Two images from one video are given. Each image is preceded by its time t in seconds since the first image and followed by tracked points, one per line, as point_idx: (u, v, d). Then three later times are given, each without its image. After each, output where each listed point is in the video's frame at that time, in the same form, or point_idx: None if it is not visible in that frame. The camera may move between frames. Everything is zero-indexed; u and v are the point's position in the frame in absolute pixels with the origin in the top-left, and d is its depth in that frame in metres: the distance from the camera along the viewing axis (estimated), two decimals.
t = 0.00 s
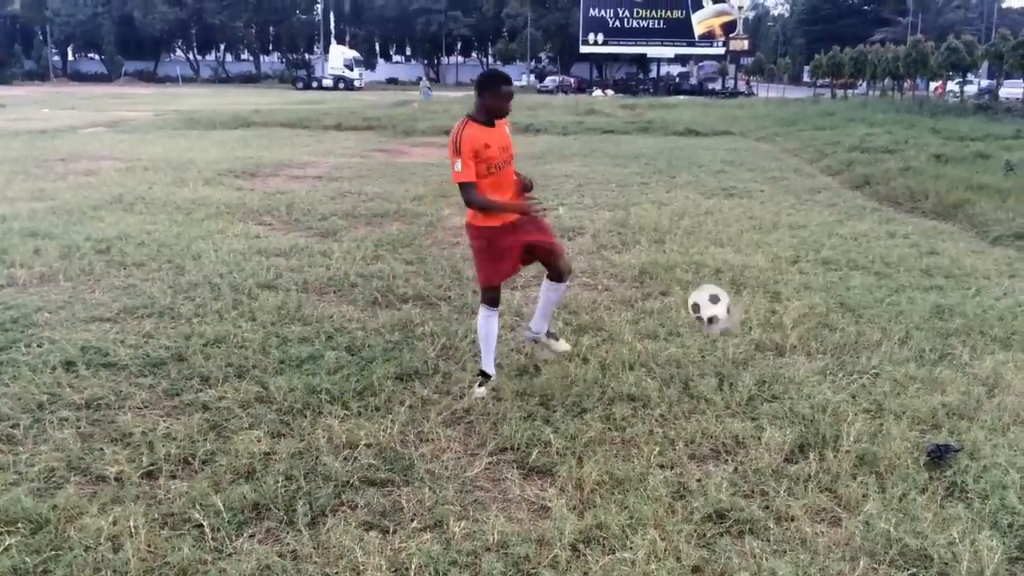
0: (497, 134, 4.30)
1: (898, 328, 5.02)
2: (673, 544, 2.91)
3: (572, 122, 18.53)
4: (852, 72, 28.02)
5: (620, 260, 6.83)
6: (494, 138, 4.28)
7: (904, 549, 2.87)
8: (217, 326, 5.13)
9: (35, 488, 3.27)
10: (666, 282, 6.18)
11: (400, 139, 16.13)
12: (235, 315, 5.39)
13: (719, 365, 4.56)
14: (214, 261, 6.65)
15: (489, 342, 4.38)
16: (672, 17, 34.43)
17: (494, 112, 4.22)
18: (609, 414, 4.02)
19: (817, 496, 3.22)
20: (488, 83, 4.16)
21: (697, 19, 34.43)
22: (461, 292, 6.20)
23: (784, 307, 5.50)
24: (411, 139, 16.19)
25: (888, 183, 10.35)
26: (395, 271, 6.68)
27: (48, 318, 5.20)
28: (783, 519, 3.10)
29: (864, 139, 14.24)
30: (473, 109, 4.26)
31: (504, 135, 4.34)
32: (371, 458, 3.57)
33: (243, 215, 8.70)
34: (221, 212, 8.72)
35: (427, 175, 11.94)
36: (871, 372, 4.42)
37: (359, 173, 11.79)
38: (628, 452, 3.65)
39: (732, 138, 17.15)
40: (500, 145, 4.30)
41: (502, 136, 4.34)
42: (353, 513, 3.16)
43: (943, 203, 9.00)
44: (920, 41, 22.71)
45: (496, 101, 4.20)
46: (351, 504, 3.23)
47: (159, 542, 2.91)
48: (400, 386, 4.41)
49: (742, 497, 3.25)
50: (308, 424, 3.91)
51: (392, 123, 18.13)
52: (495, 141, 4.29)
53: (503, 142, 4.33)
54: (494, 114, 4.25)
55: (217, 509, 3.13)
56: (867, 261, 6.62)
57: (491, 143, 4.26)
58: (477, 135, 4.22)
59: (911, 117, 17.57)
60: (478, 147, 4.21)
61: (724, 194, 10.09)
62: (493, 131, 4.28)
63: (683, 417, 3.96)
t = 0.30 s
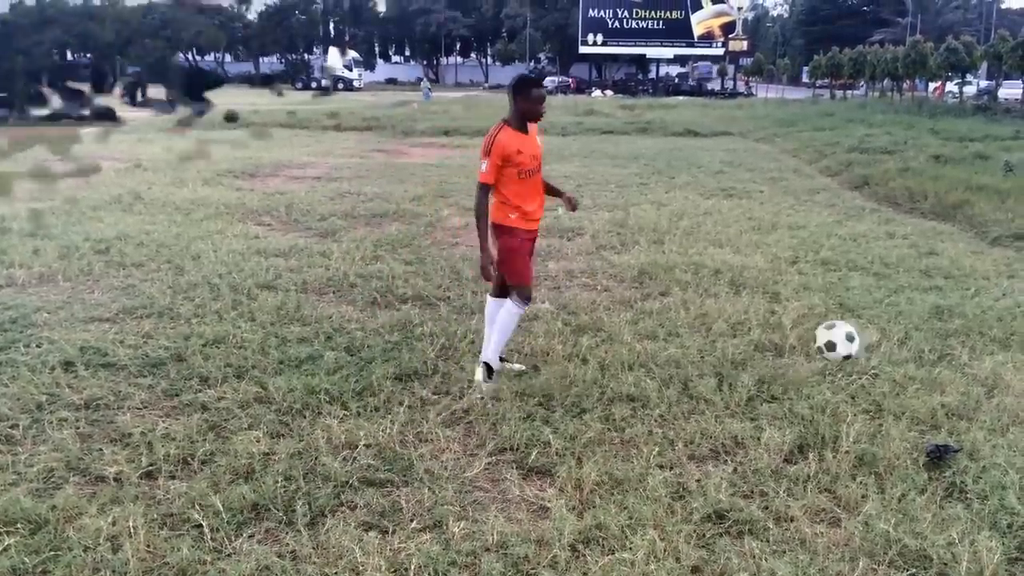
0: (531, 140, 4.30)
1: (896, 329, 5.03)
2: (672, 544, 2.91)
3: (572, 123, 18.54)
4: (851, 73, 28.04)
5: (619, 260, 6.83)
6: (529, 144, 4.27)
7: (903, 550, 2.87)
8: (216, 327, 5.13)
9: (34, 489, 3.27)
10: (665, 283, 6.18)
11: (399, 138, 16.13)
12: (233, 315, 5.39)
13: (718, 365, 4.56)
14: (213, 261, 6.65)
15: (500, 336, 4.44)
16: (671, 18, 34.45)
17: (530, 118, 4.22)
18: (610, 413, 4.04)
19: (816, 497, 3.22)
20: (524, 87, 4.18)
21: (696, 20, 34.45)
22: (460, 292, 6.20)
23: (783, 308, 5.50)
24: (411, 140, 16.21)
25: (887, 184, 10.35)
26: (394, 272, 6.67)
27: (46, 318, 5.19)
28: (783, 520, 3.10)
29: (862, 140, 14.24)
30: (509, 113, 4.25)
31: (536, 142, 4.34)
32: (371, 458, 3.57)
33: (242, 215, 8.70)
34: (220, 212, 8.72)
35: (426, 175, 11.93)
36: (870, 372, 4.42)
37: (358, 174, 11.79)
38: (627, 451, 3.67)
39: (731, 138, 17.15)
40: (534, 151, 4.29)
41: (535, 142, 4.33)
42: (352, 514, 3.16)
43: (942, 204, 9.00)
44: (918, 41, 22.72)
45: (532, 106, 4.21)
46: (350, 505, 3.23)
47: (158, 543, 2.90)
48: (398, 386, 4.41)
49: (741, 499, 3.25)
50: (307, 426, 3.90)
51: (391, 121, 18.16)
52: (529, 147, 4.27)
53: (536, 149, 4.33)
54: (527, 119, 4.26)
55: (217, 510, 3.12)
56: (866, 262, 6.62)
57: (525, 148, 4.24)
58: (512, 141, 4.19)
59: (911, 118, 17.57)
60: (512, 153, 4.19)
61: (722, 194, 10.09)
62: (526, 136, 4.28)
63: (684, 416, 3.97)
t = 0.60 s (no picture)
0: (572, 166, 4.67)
1: (896, 329, 5.06)
2: (670, 543, 2.94)
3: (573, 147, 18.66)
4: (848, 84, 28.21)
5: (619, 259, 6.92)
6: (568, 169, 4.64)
7: (902, 548, 2.90)
8: (217, 357, 5.16)
9: (36, 490, 3.39)
10: (665, 283, 6.23)
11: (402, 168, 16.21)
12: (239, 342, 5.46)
13: (717, 365, 4.61)
14: (208, 309, 6.72)
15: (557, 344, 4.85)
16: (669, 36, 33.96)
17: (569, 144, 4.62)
18: (609, 411, 4.10)
19: (816, 498, 3.24)
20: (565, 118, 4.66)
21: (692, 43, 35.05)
22: (466, 305, 6.27)
23: (782, 308, 5.54)
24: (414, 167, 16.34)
25: (886, 187, 10.39)
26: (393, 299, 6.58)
27: (47, 357, 5.27)
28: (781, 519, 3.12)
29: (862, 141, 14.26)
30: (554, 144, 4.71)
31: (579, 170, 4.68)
32: (370, 458, 3.62)
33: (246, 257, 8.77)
34: (224, 255, 8.82)
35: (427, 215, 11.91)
36: (869, 372, 4.45)
37: (360, 215, 11.86)
38: (627, 449, 3.72)
39: (732, 141, 17.21)
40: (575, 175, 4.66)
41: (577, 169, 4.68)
42: (351, 513, 3.20)
43: (941, 205, 9.15)
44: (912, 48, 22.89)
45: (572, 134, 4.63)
46: (347, 507, 3.26)
47: (156, 544, 2.96)
48: (399, 386, 4.50)
49: (740, 500, 3.26)
50: (305, 428, 3.93)
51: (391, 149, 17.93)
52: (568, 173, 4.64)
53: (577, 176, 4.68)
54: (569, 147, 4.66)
55: (216, 510, 3.18)
56: (866, 262, 6.67)
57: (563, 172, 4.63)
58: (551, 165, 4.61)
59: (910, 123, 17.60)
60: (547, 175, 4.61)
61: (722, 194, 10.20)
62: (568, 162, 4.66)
63: (682, 416, 4.02)
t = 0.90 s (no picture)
0: (583, 187, 3.01)
1: (897, 392, 4.63)
2: (663, 560, 2.98)
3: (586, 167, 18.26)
4: (871, 120, 27.82)
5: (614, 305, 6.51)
6: (576, 193, 3.02)
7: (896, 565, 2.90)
8: (171, 377, 4.78)
9: (22, 499, 3.36)
10: (658, 335, 5.79)
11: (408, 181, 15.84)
12: (192, 364, 5.02)
13: (701, 428, 4.13)
14: (187, 304, 6.39)
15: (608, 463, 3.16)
16: (691, 64, 35.08)
17: (575, 157, 3.03)
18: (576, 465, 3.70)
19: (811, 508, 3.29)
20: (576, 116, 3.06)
21: (715, 67, 34.99)
22: (439, 340, 5.65)
23: (778, 364, 5.13)
24: (422, 180, 15.98)
25: (901, 234, 9.99)
26: (376, 317, 6.18)
27: None
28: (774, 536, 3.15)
29: (881, 187, 13.87)
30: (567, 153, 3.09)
31: (596, 192, 2.98)
32: (380, 451, 3.87)
33: (233, 256, 8.41)
34: (211, 253, 8.46)
35: (429, 214, 11.50)
36: (867, 440, 3.99)
37: (360, 214, 11.49)
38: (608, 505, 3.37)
39: (747, 183, 16.84)
40: (584, 201, 3.00)
41: (595, 193, 2.99)
42: (362, 502, 3.40)
43: (956, 256, 8.65)
44: (939, 91, 22.46)
45: (578, 140, 3.01)
46: (350, 502, 3.38)
47: (170, 537, 3.08)
48: (350, 446, 3.93)
49: (733, 510, 3.33)
50: (298, 435, 4.02)
51: (402, 166, 17.61)
52: (575, 198, 3.02)
53: (589, 202, 3.00)
54: (583, 159, 3.04)
55: (219, 509, 3.28)
56: (873, 316, 6.23)
57: (568, 198, 3.04)
58: (552, 187, 3.09)
59: (930, 166, 17.21)
60: (548, 201, 3.10)
61: (731, 242, 9.77)
62: (578, 184, 3.03)
63: (652, 488, 3.50)
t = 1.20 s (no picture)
0: (564, 184, 3.02)
1: (873, 390, 4.66)
2: (642, 557, 3.00)
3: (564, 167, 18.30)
4: (846, 120, 28.09)
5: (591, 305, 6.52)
6: (557, 191, 3.03)
7: (872, 560, 2.93)
8: (147, 380, 4.74)
9: None
10: (637, 334, 5.81)
11: (387, 182, 15.80)
12: (169, 367, 4.98)
13: (679, 428, 4.14)
14: (164, 306, 6.34)
15: (609, 466, 3.15)
16: (668, 64, 35.24)
17: (558, 154, 3.05)
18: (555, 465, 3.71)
19: (788, 506, 3.32)
20: (557, 114, 3.08)
21: (692, 67, 35.20)
22: (419, 341, 5.64)
23: (755, 362, 5.18)
24: (400, 181, 15.94)
25: (876, 232, 10.08)
26: (354, 318, 6.16)
27: None
28: (751, 534, 3.17)
29: (856, 186, 14.01)
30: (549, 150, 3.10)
31: (576, 189, 2.99)
32: (359, 453, 3.86)
33: (209, 257, 8.35)
34: (187, 255, 8.40)
35: (408, 215, 11.49)
36: (841, 438, 4.03)
37: (339, 214, 11.45)
38: (586, 505, 3.38)
39: (725, 183, 16.97)
40: (565, 198, 3.01)
41: (574, 190, 3.00)
42: (340, 504, 3.38)
43: (931, 254, 8.75)
44: (913, 91, 22.74)
45: (560, 137, 3.03)
46: (329, 503, 3.37)
47: (146, 540, 3.06)
48: (328, 448, 3.91)
49: (711, 507, 3.35)
50: (276, 437, 4.00)
51: (381, 166, 17.54)
52: (556, 196, 3.03)
53: (569, 200, 3.00)
54: (565, 156, 3.05)
55: (196, 512, 3.25)
56: (849, 314, 6.29)
57: (549, 195, 3.05)
58: (535, 186, 3.11)
59: (904, 165, 17.40)
60: (531, 200, 3.12)
61: (709, 240, 9.82)
62: (559, 180, 3.05)
63: (630, 487, 3.51)
